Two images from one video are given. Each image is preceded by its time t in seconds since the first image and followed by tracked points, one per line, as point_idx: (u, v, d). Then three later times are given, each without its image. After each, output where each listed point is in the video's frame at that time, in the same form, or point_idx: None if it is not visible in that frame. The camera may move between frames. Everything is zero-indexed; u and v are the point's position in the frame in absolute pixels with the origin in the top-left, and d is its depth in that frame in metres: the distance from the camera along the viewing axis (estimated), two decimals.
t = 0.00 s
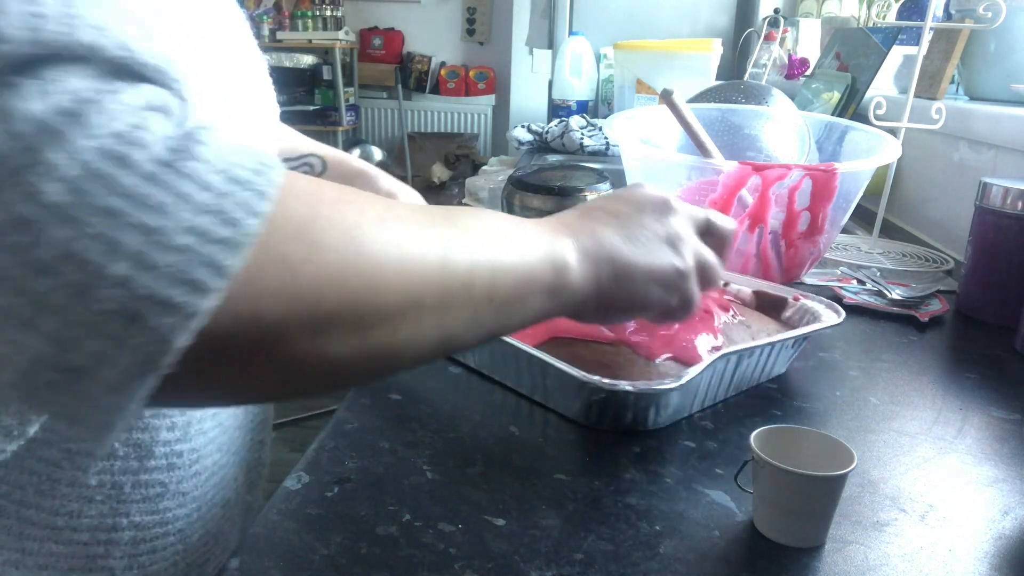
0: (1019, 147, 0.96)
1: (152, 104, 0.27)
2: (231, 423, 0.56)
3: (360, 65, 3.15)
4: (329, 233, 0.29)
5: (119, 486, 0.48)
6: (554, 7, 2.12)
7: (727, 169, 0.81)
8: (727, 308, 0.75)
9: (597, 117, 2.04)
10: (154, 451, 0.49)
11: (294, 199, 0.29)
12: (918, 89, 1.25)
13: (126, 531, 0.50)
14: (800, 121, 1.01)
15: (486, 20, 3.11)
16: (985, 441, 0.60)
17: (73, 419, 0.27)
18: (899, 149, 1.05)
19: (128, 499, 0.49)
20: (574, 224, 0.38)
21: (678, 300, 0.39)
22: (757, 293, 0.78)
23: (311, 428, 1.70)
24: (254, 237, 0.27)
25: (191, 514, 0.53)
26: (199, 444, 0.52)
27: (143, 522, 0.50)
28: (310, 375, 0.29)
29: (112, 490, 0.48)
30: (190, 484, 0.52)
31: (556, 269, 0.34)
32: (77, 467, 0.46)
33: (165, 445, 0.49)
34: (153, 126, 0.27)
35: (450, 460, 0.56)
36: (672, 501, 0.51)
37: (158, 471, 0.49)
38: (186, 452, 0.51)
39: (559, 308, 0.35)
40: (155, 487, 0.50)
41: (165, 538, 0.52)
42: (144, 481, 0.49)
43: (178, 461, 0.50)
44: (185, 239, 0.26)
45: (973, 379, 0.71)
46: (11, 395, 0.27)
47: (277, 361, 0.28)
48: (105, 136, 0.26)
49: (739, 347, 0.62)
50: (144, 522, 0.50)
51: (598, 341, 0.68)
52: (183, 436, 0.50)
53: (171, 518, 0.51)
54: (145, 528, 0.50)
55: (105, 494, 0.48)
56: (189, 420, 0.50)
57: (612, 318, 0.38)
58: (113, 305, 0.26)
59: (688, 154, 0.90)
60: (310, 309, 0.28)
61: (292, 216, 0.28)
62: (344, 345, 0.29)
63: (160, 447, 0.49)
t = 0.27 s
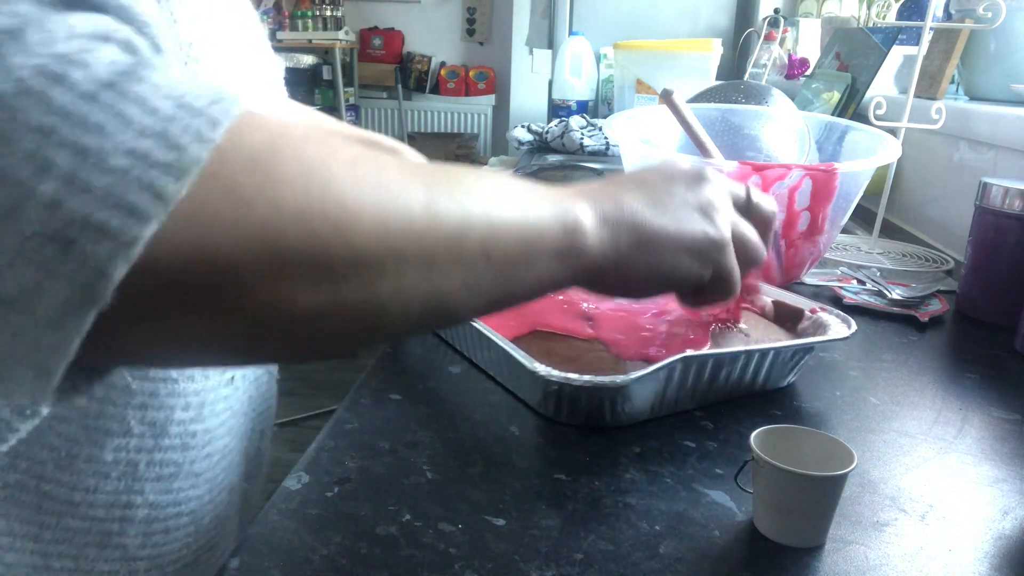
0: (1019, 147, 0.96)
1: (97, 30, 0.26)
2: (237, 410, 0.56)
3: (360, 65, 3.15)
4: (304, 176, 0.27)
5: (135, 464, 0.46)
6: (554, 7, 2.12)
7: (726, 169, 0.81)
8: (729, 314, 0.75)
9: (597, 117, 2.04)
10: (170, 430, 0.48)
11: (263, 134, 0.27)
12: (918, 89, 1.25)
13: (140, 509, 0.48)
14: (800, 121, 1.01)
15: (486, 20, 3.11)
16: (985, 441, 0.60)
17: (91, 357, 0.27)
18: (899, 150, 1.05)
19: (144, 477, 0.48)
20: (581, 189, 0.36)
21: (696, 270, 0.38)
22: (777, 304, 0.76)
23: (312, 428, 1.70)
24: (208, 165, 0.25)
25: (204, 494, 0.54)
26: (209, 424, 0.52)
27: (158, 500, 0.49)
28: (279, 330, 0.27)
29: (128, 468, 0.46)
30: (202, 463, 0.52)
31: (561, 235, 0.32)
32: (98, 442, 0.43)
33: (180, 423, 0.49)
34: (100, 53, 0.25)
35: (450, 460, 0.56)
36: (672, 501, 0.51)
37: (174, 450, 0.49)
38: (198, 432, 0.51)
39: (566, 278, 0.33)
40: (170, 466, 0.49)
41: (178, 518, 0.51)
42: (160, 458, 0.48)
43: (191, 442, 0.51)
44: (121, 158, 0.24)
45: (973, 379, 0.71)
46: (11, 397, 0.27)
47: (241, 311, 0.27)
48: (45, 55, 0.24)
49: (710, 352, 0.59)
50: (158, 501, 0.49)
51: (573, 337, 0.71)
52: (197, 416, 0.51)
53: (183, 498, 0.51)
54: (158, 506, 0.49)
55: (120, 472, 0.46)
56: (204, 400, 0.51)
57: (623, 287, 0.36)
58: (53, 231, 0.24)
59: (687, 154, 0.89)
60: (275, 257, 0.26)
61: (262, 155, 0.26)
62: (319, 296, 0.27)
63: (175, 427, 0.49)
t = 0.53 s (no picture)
0: (1018, 147, 0.96)
1: (192, 42, 0.30)
2: (228, 411, 0.56)
3: (360, 65, 3.15)
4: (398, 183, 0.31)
5: (115, 457, 0.47)
6: (554, 7, 2.12)
7: (732, 167, 0.81)
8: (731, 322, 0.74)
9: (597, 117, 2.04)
10: (151, 426, 0.48)
11: (354, 142, 0.31)
12: (917, 89, 1.25)
13: (119, 503, 0.48)
14: (801, 121, 1.01)
15: (486, 20, 3.11)
16: (985, 441, 0.60)
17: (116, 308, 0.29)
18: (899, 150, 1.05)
19: (124, 471, 0.47)
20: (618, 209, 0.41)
21: (713, 285, 0.43)
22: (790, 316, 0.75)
23: (312, 428, 1.70)
24: (309, 164, 0.30)
25: (186, 493, 0.51)
26: (194, 424, 0.51)
27: (137, 494, 0.48)
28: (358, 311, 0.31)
29: (109, 460, 0.46)
30: (184, 463, 0.51)
31: (600, 248, 0.37)
32: (79, 432, 0.45)
33: (162, 420, 0.49)
34: (191, 60, 0.29)
35: (450, 460, 0.56)
36: (672, 501, 0.51)
37: (155, 446, 0.49)
38: (182, 431, 0.50)
39: (597, 285, 0.37)
40: (151, 462, 0.49)
41: (158, 515, 0.50)
42: (140, 453, 0.48)
43: (174, 440, 0.50)
44: (223, 149, 0.29)
45: (973, 379, 0.71)
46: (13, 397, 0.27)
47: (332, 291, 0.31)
48: (140, 64, 0.28)
49: (685, 362, 0.58)
50: (137, 497, 0.48)
51: (558, 336, 0.72)
52: (180, 414, 0.50)
53: (163, 496, 0.50)
54: (137, 502, 0.48)
55: (99, 465, 0.46)
56: (187, 399, 0.50)
57: (646, 297, 0.40)
58: (161, 202, 0.28)
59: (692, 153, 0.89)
60: (363, 246, 0.30)
61: (369, 162, 0.31)
62: (396, 281, 0.31)
63: (157, 423, 0.49)
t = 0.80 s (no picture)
0: (1018, 147, 0.97)
1: (175, 57, 0.29)
2: (237, 400, 0.53)
3: (360, 65, 3.15)
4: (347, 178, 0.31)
5: (122, 442, 0.44)
6: (554, 7, 2.12)
7: (741, 160, 0.81)
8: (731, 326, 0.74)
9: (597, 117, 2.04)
10: (157, 413, 0.45)
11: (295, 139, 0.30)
12: (917, 89, 1.25)
13: (125, 488, 0.45)
14: (801, 120, 1.01)
15: (486, 20, 3.11)
16: (984, 441, 0.60)
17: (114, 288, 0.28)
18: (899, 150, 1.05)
19: (130, 457, 0.45)
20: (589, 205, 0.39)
21: (688, 285, 0.41)
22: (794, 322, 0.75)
23: (312, 428, 1.70)
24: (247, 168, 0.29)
25: (192, 481, 0.49)
26: (200, 412, 0.49)
27: (143, 480, 0.46)
28: (309, 309, 0.30)
29: (115, 447, 0.44)
30: (191, 452, 0.49)
31: (568, 242, 0.36)
32: (86, 420, 0.42)
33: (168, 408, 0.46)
34: (166, 77, 0.28)
35: (450, 460, 0.56)
36: (671, 501, 0.52)
37: (161, 433, 0.46)
38: (187, 419, 0.48)
39: (567, 283, 0.36)
40: (157, 448, 0.46)
41: (163, 502, 0.48)
42: (146, 440, 0.45)
43: (180, 428, 0.47)
44: (182, 164, 0.28)
45: (973, 379, 0.71)
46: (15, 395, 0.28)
47: (279, 291, 0.30)
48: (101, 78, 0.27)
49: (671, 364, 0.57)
50: (143, 483, 0.46)
51: (549, 337, 0.72)
52: (188, 402, 0.47)
53: (169, 482, 0.48)
54: (143, 488, 0.46)
55: (106, 451, 0.43)
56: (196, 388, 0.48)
57: (617, 294, 0.39)
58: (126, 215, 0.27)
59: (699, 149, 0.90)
60: (314, 245, 0.29)
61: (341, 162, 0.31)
62: (345, 283, 0.30)
63: (163, 410, 0.46)
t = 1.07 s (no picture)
0: (1018, 147, 0.97)
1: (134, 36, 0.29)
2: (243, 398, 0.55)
3: (360, 65, 3.15)
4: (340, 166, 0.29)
5: (141, 439, 0.45)
6: (554, 7, 2.12)
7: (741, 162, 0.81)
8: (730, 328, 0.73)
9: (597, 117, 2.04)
10: (173, 409, 0.47)
11: (270, 121, 0.29)
12: (917, 89, 1.25)
13: (140, 483, 0.46)
14: (800, 120, 1.01)
15: (486, 20, 3.11)
16: (984, 441, 0.60)
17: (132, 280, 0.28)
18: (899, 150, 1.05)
19: (147, 453, 0.46)
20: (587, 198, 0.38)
21: (713, 287, 0.40)
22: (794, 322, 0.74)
23: (312, 428, 1.70)
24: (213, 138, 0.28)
25: (204, 475, 0.52)
26: (212, 409, 0.51)
27: (159, 475, 0.48)
28: (308, 302, 0.29)
29: (133, 443, 0.44)
30: (203, 448, 0.51)
31: (562, 233, 0.34)
32: (105, 415, 0.42)
33: (184, 404, 0.48)
34: (108, 43, 0.28)
35: (450, 460, 0.56)
36: (671, 500, 0.52)
37: (176, 429, 0.48)
38: (201, 415, 0.50)
39: (563, 276, 0.34)
40: (171, 445, 0.48)
41: (177, 496, 0.50)
42: (163, 436, 0.47)
43: (194, 424, 0.49)
44: (112, 136, 0.27)
45: (973, 379, 0.71)
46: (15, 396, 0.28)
47: (245, 277, 0.28)
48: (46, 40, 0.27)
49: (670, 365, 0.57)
50: (158, 477, 0.48)
51: (549, 337, 0.72)
52: (201, 399, 0.50)
53: (183, 477, 0.50)
54: (158, 482, 0.48)
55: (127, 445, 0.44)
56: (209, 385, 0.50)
57: (620, 290, 0.37)
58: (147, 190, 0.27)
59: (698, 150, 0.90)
60: (291, 231, 0.28)
61: (321, 145, 0.29)
62: (322, 273, 0.29)
63: (179, 407, 0.47)
